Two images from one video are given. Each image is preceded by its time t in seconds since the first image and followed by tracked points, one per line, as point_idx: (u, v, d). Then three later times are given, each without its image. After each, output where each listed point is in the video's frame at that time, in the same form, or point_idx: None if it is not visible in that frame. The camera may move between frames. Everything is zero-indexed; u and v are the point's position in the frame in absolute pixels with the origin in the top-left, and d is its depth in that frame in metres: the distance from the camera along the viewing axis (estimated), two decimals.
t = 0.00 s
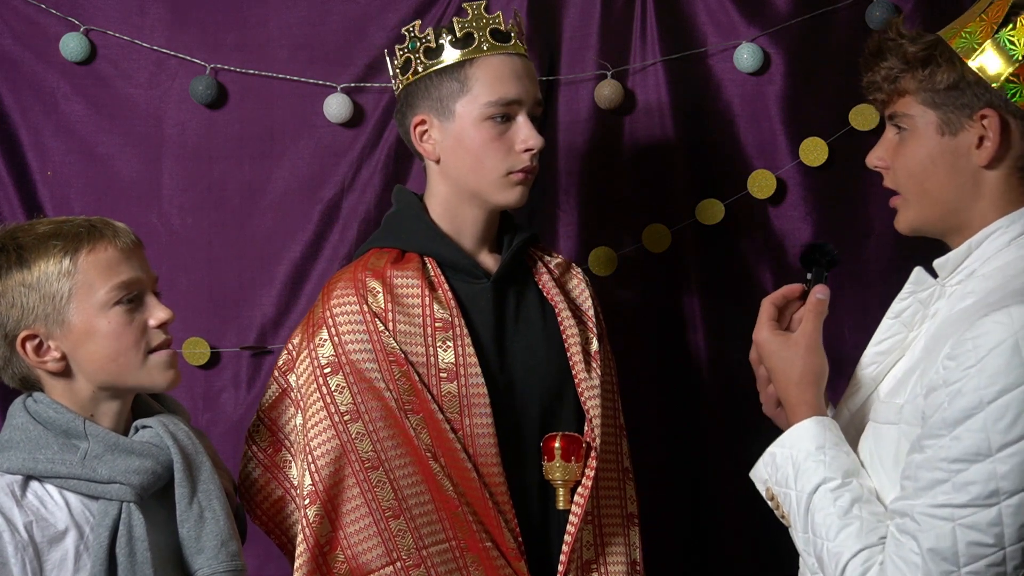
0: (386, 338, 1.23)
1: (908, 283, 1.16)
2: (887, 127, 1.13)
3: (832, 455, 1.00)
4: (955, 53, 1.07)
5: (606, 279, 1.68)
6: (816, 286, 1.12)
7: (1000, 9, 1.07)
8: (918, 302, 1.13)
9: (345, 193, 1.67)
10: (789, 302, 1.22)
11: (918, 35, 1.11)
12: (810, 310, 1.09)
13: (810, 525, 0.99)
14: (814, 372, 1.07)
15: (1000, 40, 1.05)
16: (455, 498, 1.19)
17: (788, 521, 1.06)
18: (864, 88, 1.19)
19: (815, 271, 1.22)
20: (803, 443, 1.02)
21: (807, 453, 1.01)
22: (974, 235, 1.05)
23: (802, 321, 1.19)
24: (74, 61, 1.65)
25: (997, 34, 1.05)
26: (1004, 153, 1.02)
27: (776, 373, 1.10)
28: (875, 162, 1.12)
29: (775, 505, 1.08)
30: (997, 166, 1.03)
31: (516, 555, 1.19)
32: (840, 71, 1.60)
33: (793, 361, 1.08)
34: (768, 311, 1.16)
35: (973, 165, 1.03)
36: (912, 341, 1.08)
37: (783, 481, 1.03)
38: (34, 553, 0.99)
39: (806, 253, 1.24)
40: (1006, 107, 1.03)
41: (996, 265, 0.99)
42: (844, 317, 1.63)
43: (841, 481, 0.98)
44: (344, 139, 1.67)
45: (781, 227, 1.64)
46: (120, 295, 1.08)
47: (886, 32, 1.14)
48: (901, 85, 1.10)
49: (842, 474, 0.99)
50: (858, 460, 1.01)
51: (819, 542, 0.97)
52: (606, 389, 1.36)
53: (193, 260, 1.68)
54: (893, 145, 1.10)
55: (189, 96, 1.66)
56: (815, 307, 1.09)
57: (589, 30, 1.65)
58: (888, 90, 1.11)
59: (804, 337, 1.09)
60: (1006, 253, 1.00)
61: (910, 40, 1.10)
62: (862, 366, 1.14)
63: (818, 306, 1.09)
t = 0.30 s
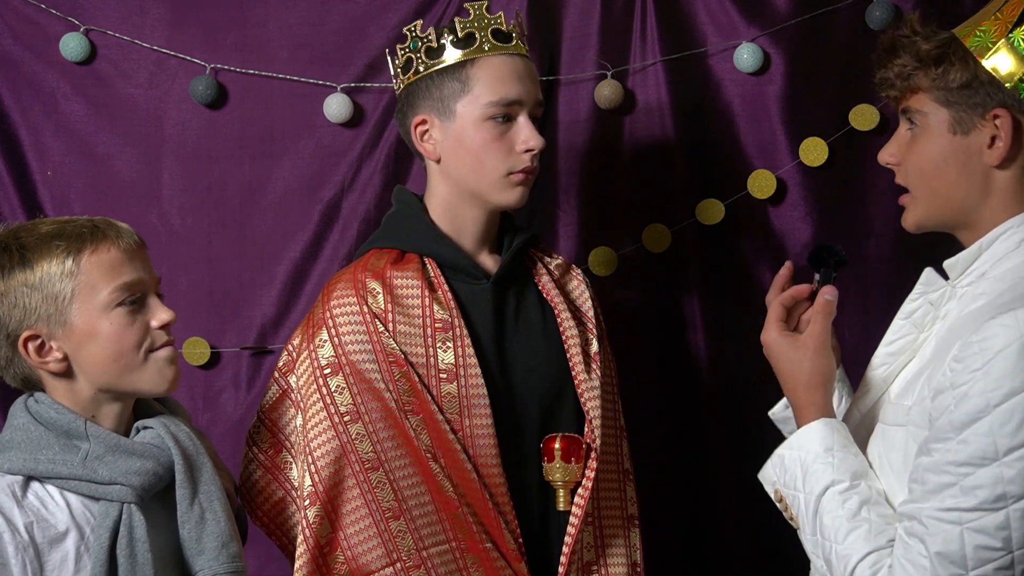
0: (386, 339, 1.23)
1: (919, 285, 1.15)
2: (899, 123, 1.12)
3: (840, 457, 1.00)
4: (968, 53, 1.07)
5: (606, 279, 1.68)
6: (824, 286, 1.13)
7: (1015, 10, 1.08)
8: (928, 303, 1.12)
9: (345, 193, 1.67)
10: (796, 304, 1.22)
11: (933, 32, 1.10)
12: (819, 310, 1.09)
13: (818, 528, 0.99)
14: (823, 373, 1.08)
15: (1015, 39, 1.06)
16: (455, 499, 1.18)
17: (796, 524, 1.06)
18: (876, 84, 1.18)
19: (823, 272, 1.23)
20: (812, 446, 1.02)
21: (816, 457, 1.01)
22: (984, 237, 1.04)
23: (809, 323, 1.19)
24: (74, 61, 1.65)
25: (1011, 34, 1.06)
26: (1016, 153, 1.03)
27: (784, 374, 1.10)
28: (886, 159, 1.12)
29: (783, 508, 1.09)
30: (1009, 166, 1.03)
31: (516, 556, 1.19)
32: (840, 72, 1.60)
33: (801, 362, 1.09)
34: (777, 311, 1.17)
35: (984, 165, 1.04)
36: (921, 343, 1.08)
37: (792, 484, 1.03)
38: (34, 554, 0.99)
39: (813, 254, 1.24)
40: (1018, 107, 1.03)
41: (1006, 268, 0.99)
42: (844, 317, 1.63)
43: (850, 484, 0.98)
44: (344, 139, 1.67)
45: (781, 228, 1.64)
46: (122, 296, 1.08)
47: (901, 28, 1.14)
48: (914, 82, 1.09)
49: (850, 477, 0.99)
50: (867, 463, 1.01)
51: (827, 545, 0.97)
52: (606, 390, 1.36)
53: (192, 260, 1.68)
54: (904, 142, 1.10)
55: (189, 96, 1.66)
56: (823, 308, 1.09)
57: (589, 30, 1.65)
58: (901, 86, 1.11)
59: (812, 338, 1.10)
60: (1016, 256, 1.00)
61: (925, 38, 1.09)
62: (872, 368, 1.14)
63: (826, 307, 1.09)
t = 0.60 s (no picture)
0: (386, 340, 1.23)
1: (925, 285, 1.17)
2: (910, 120, 1.12)
3: (846, 462, 1.00)
4: (983, 50, 1.07)
5: (606, 279, 1.68)
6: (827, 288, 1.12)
7: None
8: (934, 303, 1.13)
9: (345, 193, 1.67)
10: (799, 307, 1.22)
11: (945, 29, 1.10)
12: (822, 314, 1.09)
13: (825, 533, 0.99)
14: (827, 377, 1.08)
15: None
16: (454, 500, 1.19)
17: (801, 528, 1.06)
18: (887, 81, 1.18)
19: (826, 275, 1.22)
20: (817, 451, 1.02)
21: (821, 461, 1.01)
22: (991, 237, 1.05)
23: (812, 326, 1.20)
24: (74, 61, 1.65)
25: None
26: None
27: (788, 379, 1.10)
28: (896, 157, 1.12)
29: (789, 513, 1.09)
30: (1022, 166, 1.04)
31: (516, 557, 1.19)
32: (840, 72, 1.60)
33: (805, 367, 1.09)
34: (778, 316, 1.17)
35: (996, 164, 1.04)
36: (927, 344, 1.08)
37: (798, 489, 1.03)
38: (35, 555, 0.99)
39: (815, 255, 1.24)
40: None
41: (1011, 268, 0.99)
42: (844, 317, 1.63)
43: (856, 488, 0.98)
44: (344, 139, 1.67)
45: (781, 228, 1.64)
46: (125, 296, 1.08)
47: (913, 26, 1.14)
48: (928, 80, 1.09)
49: (857, 481, 0.99)
50: (873, 467, 1.01)
51: (835, 550, 0.97)
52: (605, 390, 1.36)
53: (193, 260, 1.68)
54: (915, 141, 1.10)
55: (189, 96, 1.66)
56: (825, 311, 1.09)
57: (589, 30, 1.65)
58: (913, 84, 1.11)
59: (815, 341, 1.10)
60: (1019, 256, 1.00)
61: (937, 36, 1.09)
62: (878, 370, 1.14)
63: (829, 311, 1.09)
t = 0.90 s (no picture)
0: (386, 342, 1.23)
1: (926, 285, 1.16)
2: (911, 118, 1.12)
3: (851, 466, 1.00)
4: (986, 48, 1.07)
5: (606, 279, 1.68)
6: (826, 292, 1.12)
7: None
8: (937, 304, 1.13)
9: (345, 193, 1.67)
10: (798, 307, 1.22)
11: (949, 28, 1.11)
12: (821, 318, 1.09)
13: (831, 538, 0.99)
14: (827, 381, 1.08)
15: None
16: (455, 501, 1.19)
17: (804, 532, 1.06)
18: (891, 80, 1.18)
19: (824, 277, 1.22)
20: (819, 455, 1.02)
21: (825, 464, 1.01)
22: (994, 237, 1.05)
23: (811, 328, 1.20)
24: (74, 61, 1.65)
25: None
26: None
27: (787, 383, 1.10)
28: (896, 155, 1.12)
29: (791, 518, 1.08)
30: None
31: (516, 558, 1.19)
32: (840, 72, 1.61)
33: (804, 371, 1.09)
34: (778, 317, 1.16)
35: (999, 163, 1.04)
36: (930, 345, 1.09)
37: (801, 493, 1.03)
38: (35, 555, 0.99)
39: (812, 256, 1.24)
40: None
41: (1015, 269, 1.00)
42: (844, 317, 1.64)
43: (861, 493, 0.98)
44: (344, 139, 1.67)
45: (781, 228, 1.65)
46: (124, 297, 1.08)
47: (917, 24, 1.15)
48: (930, 77, 1.09)
49: (862, 485, 0.99)
50: (877, 470, 1.01)
51: (843, 555, 0.97)
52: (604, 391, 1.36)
53: (193, 260, 1.68)
54: (916, 138, 1.10)
55: (189, 96, 1.66)
56: (824, 315, 1.09)
57: (589, 30, 1.65)
58: (916, 81, 1.11)
59: (814, 345, 1.09)
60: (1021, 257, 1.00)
61: (941, 33, 1.10)
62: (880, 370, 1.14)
63: (828, 314, 1.09)
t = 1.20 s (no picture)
0: (385, 344, 1.23)
1: (924, 286, 1.16)
2: (909, 119, 1.12)
3: (847, 466, 1.00)
4: (982, 48, 1.06)
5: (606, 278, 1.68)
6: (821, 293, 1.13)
7: None
8: (933, 304, 1.13)
9: (345, 193, 1.67)
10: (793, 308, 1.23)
11: (946, 28, 1.10)
12: (818, 318, 1.09)
13: (829, 539, 0.99)
14: (824, 381, 1.08)
15: None
16: (454, 503, 1.19)
17: (802, 533, 1.06)
18: (890, 81, 1.18)
19: (819, 278, 1.22)
20: (817, 456, 1.02)
21: (822, 464, 1.01)
22: (990, 237, 1.05)
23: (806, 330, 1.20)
24: (74, 61, 1.65)
25: None
26: None
27: (783, 384, 1.10)
28: (895, 156, 1.12)
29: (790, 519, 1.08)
30: (1020, 164, 1.04)
31: (516, 560, 1.19)
32: (839, 72, 1.61)
33: (800, 372, 1.09)
34: (773, 317, 1.16)
35: (995, 162, 1.04)
36: (926, 346, 1.09)
37: (798, 494, 1.02)
38: (35, 556, 0.99)
39: (808, 258, 1.25)
40: None
41: (1010, 269, 1.00)
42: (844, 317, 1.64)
43: (858, 493, 0.98)
44: (344, 139, 1.67)
45: (781, 227, 1.65)
46: (124, 298, 1.08)
47: (915, 25, 1.15)
48: (927, 78, 1.09)
49: (859, 485, 0.99)
50: (873, 470, 1.01)
51: (841, 556, 0.97)
52: (603, 393, 1.36)
53: (193, 260, 1.68)
54: (914, 139, 1.10)
55: (189, 96, 1.66)
56: (821, 315, 1.09)
57: (589, 30, 1.65)
58: (913, 82, 1.11)
59: (810, 346, 1.09)
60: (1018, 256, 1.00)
61: (938, 34, 1.10)
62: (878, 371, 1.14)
63: (825, 315, 1.09)
